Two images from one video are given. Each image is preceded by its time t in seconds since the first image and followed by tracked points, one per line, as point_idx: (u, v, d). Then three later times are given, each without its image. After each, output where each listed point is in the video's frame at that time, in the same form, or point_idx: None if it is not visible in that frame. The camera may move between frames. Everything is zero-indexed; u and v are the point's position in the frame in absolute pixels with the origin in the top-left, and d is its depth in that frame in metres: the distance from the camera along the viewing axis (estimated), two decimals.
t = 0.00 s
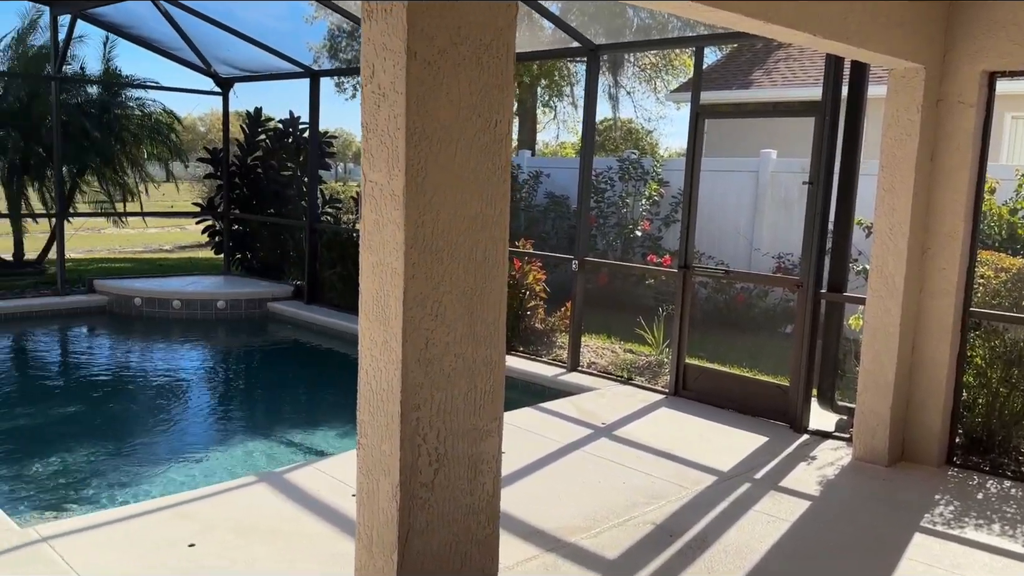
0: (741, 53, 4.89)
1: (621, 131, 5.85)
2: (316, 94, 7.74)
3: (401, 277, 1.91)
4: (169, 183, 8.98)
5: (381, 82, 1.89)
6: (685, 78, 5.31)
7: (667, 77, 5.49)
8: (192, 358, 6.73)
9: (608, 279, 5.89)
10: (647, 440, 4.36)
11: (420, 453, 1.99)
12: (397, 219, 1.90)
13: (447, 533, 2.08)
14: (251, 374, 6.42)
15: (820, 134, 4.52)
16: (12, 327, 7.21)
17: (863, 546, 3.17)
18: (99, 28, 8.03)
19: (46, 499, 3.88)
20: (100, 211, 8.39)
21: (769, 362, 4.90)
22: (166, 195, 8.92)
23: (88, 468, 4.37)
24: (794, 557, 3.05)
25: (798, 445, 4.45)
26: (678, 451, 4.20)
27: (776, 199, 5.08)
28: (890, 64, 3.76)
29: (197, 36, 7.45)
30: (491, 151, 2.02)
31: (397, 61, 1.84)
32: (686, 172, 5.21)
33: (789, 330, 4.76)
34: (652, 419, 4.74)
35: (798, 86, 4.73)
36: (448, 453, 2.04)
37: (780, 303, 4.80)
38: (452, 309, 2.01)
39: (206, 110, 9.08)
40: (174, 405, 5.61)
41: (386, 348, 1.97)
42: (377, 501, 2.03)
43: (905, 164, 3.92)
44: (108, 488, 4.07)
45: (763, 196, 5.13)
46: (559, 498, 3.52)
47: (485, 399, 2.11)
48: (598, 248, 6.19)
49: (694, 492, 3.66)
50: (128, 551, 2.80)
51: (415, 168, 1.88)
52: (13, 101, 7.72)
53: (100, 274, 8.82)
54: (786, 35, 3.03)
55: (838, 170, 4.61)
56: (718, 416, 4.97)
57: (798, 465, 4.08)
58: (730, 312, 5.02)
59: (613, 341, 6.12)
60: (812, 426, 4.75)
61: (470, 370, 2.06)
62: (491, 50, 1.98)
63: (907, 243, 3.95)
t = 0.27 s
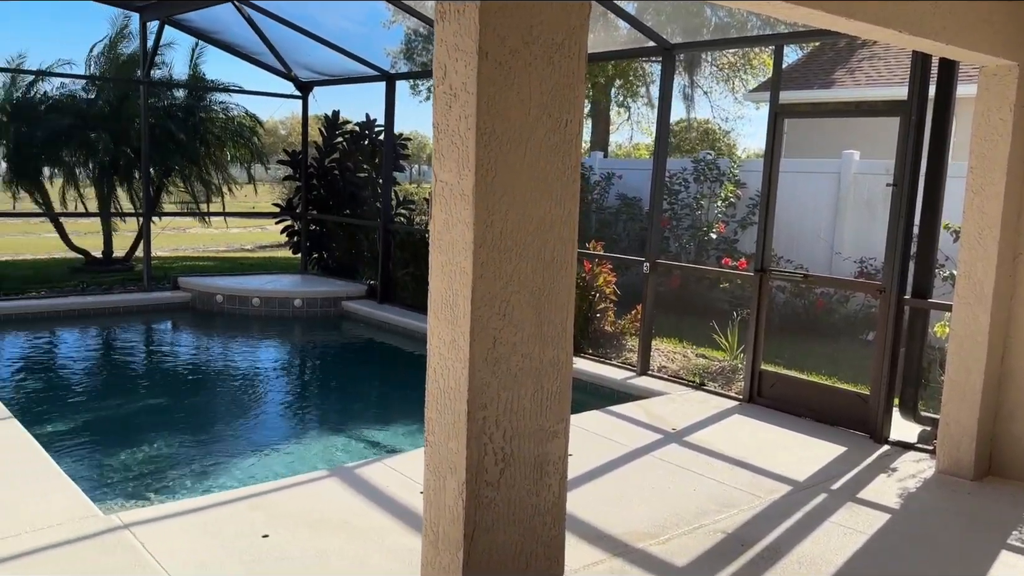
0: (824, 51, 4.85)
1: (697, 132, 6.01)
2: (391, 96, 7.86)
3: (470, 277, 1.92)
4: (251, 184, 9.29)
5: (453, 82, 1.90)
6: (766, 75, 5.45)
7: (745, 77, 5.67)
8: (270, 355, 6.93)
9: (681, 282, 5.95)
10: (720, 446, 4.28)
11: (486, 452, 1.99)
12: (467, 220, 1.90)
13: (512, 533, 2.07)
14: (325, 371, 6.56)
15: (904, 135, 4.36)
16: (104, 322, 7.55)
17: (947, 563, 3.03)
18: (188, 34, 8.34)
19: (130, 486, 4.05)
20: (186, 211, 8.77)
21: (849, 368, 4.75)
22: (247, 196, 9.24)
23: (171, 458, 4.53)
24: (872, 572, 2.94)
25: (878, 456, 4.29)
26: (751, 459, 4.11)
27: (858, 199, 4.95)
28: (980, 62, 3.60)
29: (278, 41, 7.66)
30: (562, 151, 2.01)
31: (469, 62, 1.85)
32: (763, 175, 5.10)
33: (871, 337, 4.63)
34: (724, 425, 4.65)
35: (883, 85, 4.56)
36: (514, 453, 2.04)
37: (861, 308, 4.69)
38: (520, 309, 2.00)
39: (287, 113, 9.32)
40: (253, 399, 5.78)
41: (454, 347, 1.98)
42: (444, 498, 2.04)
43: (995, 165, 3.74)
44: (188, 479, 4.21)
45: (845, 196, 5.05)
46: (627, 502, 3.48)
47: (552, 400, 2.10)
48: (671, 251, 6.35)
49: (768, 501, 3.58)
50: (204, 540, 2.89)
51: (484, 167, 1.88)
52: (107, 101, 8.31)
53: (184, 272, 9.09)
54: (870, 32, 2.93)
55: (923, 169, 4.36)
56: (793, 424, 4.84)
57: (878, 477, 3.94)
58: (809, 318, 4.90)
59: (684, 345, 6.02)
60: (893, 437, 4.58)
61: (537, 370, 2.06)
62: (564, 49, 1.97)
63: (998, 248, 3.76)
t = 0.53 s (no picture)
0: (907, 49, 4.68)
1: (771, 132, 5.81)
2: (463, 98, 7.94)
3: (544, 276, 1.90)
4: (326, 186, 9.48)
5: (530, 82, 1.90)
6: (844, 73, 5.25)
7: (823, 75, 5.49)
8: (342, 353, 7.06)
9: (755, 285, 5.69)
10: (795, 454, 4.17)
11: (558, 452, 1.97)
12: (541, 219, 1.89)
13: (584, 534, 2.06)
14: (395, 369, 6.64)
15: (992, 134, 4.19)
16: (184, 318, 7.81)
17: None
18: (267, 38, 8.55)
19: (209, 478, 4.17)
20: (264, 212, 8.99)
21: (933, 376, 4.57)
22: (322, 197, 9.41)
23: (248, 451, 4.65)
24: None
25: (963, 467, 4.12)
26: (828, 468, 3.99)
27: (943, 202, 4.63)
28: None
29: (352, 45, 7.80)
30: (638, 150, 1.98)
31: (546, 62, 1.85)
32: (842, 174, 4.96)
33: (955, 344, 4.44)
34: (799, 433, 4.53)
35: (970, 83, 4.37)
36: (586, 454, 2.02)
37: (945, 315, 4.49)
38: (594, 309, 1.98)
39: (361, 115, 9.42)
40: (324, 396, 5.90)
41: (527, 346, 1.96)
42: (515, 497, 2.04)
43: None
44: (264, 472, 4.32)
45: (928, 198, 4.72)
46: (697, 508, 3.42)
47: (625, 402, 2.07)
48: (744, 252, 6.32)
49: (845, 511, 3.47)
50: (280, 532, 2.95)
51: (560, 166, 1.87)
52: (191, 104, 8.80)
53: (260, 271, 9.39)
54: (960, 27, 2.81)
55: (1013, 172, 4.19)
56: (872, 432, 4.69)
57: (963, 489, 3.78)
58: (890, 323, 4.74)
59: (758, 350, 5.90)
60: (979, 448, 4.39)
61: (611, 371, 2.03)
62: (641, 48, 1.95)
63: None
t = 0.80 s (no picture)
0: (985, 47, 4.64)
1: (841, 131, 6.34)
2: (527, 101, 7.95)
3: (621, 277, 1.88)
4: (391, 188, 9.61)
5: (609, 84, 1.89)
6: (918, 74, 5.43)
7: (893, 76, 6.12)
8: (407, 352, 7.15)
9: (825, 287, 5.83)
10: (870, 462, 4.06)
11: (634, 455, 1.96)
12: (619, 220, 1.87)
13: (659, 536, 2.04)
14: (459, 370, 6.68)
15: None
16: (254, 317, 8.01)
17: None
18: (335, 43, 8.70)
19: (281, 473, 4.27)
20: (331, 213, 9.19)
21: (1017, 385, 4.42)
22: (387, 199, 9.56)
23: (317, 449, 4.74)
24: None
25: None
26: (904, 476, 3.89)
27: None
28: None
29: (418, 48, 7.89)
30: (717, 151, 1.96)
31: (627, 64, 1.84)
32: (920, 174, 4.74)
33: None
34: (874, 441, 4.41)
35: None
36: (662, 456, 2.00)
37: None
38: (672, 311, 1.95)
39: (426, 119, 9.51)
40: (390, 395, 5.99)
41: (602, 349, 1.94)
42: (590, 498, 2.03)
43: None
44: (333, 469, 4.40)
45: (1008, 197, 4.74)
46: (769, 515, 3.36)
47: (701, 405, 2.04)
48: (817, 255, 6.17)
49: (924, 520, 3.37)
50: (352, 529, 3.01)
51: (638, 166, 1.85)
52: (262, 107, 9.10)
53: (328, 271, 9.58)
54: None
55: None
56: (951, 441, 4.53)
57: None
58: (969, 328, 4.60)
59: (830, 355, 5.83)
60: None
61: (687, 374, 2.00)
62: (722, 49, 1.93)
63: None
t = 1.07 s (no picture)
0: None
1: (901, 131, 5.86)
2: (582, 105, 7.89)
3: (697, 282, 1.86)
4: (445, 192, 9.72)
5: (685, 87, 1.88)
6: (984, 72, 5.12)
7: (960, 73, 5.35)
8: (463, 355, 7.18)
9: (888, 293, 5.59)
10: (940, 471, 3.96)
11: (710, 461, 1.95)
12: (696, 225, 1.86)
13: (734, 544, 2.02)
14: (515, 373, 6.69)
15: None
16: (313, 318, 8.14)
17: None
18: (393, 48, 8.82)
19: (343, 473, 4.33)
20: (386, 215, 9.33)
21: None
22: (441, 202, 9.64)
23: (377, 449, 4.80)
24: None
25: None
26: (977, 485, 3.79)
27: None
28: None
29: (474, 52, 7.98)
30: (795, 154, 1.94)
31: (704, 67, 1.83)
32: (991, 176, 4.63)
33: None
34: (943, 449, 4.30)
35: None
36: (738, 463, 1.99)
37: None
38: (749, 316, 1.93)
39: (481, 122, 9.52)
40: (447, 396, 6.04)
41: (678, 354, 1.93)
42: (664, 504, 2.02)
43: None
44: (395, 469, 4.45)
45: None
46: (838, 523, 3.30)
47: (778, 412, 2.02)
48: (881, 257, 6.28)
49: (1001, 532, 3.28)
50: (418, 529, 3.04)
51: (717, 170, 1.84)
52: (319, 112, 9.26)
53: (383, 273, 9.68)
54: None
55: None
56: None
57: None
58: None
59: (896, 361, 5.77)
60: None
61: (764, 380, 1.98)
62: (801, 51, 1.92)
63: None
